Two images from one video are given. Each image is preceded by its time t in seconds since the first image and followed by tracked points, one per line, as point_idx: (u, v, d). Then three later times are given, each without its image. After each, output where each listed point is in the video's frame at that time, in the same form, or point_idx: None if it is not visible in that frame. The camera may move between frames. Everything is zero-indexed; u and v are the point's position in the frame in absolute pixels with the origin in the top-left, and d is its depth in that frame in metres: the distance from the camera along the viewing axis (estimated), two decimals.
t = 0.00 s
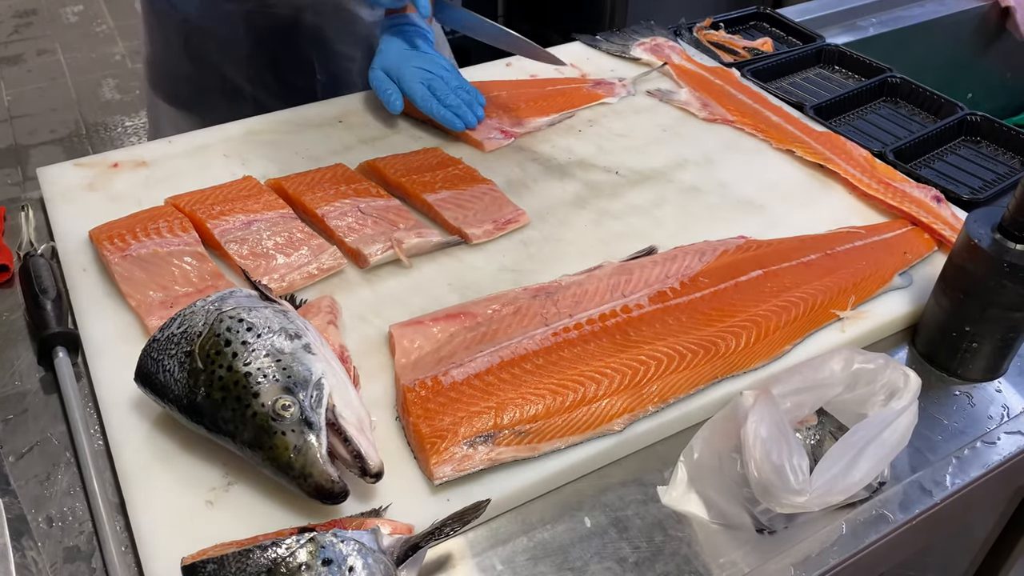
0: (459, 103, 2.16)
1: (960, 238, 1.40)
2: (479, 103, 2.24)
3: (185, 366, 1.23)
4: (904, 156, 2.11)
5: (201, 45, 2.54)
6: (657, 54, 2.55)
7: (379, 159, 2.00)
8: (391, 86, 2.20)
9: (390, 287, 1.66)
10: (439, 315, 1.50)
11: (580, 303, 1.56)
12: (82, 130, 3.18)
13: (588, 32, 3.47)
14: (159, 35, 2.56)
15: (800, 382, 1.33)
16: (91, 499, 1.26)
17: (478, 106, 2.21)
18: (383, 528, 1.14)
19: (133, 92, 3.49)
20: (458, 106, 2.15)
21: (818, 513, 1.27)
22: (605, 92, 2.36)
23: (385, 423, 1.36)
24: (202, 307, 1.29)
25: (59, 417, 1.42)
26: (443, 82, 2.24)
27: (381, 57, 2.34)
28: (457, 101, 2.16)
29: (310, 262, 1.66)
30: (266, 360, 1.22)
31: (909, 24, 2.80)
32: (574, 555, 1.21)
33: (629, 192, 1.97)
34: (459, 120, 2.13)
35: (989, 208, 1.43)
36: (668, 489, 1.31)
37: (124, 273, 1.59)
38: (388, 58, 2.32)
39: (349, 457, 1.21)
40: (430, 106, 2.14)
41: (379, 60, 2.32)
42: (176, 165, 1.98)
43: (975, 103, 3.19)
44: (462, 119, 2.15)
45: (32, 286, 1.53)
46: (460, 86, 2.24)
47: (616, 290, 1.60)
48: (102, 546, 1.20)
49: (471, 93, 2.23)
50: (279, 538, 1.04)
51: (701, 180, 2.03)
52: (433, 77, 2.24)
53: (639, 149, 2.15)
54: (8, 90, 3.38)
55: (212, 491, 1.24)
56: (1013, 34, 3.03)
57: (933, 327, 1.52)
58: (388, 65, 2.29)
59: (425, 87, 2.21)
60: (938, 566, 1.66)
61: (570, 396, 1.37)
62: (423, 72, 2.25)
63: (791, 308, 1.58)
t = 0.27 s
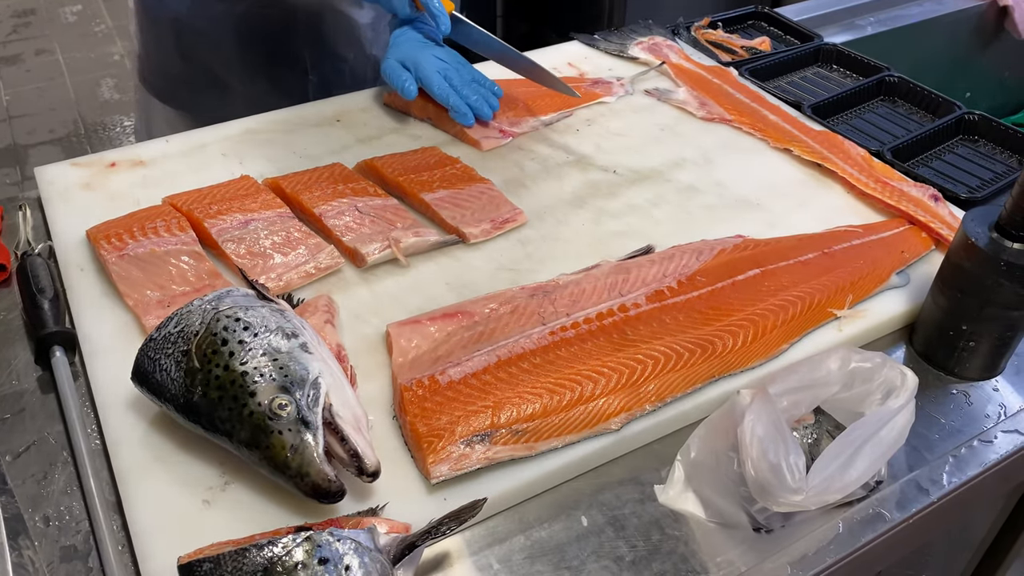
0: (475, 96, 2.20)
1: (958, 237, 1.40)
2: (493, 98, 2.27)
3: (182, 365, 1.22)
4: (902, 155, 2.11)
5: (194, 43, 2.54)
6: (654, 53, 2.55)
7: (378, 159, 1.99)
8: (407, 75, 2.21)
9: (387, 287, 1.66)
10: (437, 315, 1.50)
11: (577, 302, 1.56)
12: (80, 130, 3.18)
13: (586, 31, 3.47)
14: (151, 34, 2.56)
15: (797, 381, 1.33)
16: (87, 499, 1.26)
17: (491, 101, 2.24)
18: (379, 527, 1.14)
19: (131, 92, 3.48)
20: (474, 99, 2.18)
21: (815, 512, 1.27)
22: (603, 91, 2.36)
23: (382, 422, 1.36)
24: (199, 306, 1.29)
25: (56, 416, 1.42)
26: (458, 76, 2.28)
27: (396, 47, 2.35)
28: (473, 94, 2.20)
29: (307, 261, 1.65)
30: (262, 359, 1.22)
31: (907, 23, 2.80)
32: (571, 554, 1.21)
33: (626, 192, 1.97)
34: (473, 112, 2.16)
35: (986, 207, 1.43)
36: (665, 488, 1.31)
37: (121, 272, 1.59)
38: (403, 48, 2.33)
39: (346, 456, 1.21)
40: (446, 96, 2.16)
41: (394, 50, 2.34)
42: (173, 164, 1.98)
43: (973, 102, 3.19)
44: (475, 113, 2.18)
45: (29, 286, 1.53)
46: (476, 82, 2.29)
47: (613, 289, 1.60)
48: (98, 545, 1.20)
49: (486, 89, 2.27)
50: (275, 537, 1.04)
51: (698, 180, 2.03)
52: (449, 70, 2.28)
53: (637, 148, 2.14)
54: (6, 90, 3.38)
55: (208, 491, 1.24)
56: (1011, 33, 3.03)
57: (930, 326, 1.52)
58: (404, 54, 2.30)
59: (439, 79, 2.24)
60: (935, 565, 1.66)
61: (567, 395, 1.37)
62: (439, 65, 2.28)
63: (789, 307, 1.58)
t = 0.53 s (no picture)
0: (475, 101, 2.19)
1: (956, 237, 1.40)
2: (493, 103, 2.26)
3: (182, 365, 1.23)
4: (901, 155, 2.11)
5: (193, 44, 2.55)
6: (654, 53, 2.55)
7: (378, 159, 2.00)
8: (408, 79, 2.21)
9: (387, 287, 1.66)
10: (436, 314, 1.50)
11: (576, 302, 1.56)
12: (80, 130, 3.18)
13: (586, 31, 3.47)
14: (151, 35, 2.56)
15: (797, 380, 1.33)
16: (88, 499, 1.26)
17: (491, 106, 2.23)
18: (379, 526, 1.14)
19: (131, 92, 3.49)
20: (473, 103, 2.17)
21: (814, 511, 1.27)
22: (602, 91, 2.36)
23: (382, 422, 1.37)
24: (199, 306, 1.29)
25: (56, 416, 1.42)
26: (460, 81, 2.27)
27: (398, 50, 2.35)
28: (474, 100, 2.19)
29: (307, 261, 1.66)
30: (262, 359, 1.22)
31: (906, 23, 2.81)
32: (570, 554, 1.21)
33: (626, 192, 1.98)
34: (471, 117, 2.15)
35: (984, 207, 1.43)
36: (664, 488, 1.31)
37: (121, 272, 1.59)
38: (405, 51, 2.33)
39: (346, 456, 1.21)
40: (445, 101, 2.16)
41: (395, 54, 2.33)
42: (173, 165, 1.98)
43: (972, 102, 3.20)
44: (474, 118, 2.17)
45: (29, 286, 1.54)
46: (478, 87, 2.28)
47: (612, 289, 1.60)
48: (99, 545, 1.20)
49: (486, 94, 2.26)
50: (276, 537, 1.04)
51: (698, 180, 2.03)
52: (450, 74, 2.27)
53: (636, 148, 2.15)
54: (6, 90, 3.38)
55: (208, 490, 1.25)
56: (1010, 34, 3.04)
57: (929, 326, 1.52)
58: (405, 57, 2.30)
59: (442, 83, 2.23)
60: (934, 564, 1.67)
61: (566, 395, 1.38)
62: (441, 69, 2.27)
63: (788, 307, 1.58)
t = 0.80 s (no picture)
0: (472, 100, 2.18)
1: (956, 236, 1.40)
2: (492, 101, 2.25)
3: (182, 365, 1.23)
4: (901, 155, 2.11)
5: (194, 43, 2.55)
6: (654, 53, 2.55)
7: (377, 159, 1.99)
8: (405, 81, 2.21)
9: (387, 286, 1.66)
10: (436, 314, 1.50)
11: (577, 301, 1.56)
12: (80, 130, 3.18)
13: (586, 31, 3.47)
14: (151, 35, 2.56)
15: (797, 380, 1.33)
16: (88, 498, 1.26)
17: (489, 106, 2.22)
18: (379, 526, 1.14)
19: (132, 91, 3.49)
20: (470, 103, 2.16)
21: (814, 510, 1.27)
22: (603, 91, 2.36)
23: (382, 422, 1.37)
24: (199, 305, 1.29)
25: (56, 416, 1.42)
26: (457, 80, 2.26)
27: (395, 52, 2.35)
28: (471, 100, 2.18)
29: (307, 261, 1.66)
30: (262, 359, 1.22)
31: (906, 23, 2.80)
32: (570, 553, 1.21)
33: (626, 191, 1.97)
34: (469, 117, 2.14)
35: (984, 206, 1.43)
36: (665, 487, 1.31)
37: (121, 272, 1.59)
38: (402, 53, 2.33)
39: (346, 455, 1.21)
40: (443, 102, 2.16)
41: (393, 56, 2.33)
42: (174, 164, 1.98)
43: (973, 102, 3.20)
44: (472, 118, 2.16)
45: (29, 286, 1.53)
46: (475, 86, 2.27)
47: (612, 289, 1.60)
48: (99, 544, 1.20)
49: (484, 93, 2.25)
50: (276, 536, 1.04)
51: (698, 179, 2.03)
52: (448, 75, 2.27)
53: (637, 148, 2.15)
54: (6, 89, 3.38)
55: (208, 490, 1.25)
56: (1010, 33, 3.03)
57: (929, 325, 1.52)
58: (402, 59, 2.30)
59: (439, 83, 2.23)
60: (934, 563, 1.67)
61: (566, 394, 1.38)
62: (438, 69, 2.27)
63: (788, 306, 1.58)
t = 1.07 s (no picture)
0: (472, 100, 2.18)
1: (958, 237, 1.40)
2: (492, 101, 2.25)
3: (184, 366, 1.23)
4: (902, 156, 2.11)
5: (196, 43, 2.56)
6: (655, 54, 2.55)
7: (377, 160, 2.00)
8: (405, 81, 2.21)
9: (389, 287, 1.66)
10: (438, 315, 1.50)
11: (578, 302, 1.56)
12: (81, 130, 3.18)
13: (586, 31, 3.47)
14: (153, 35, 2.56)
15: (798, 381, 1.33)
16: (90, 498, 1.26)
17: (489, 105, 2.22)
18: (381, 527, 1.14)
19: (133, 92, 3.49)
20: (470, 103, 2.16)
21: (816, 511, 1.28)
22: (604, 91, 2.36)
23: (384, 422, 1.37)
24: (201, 306, 1.30)
25: (58, 416, 1.42)
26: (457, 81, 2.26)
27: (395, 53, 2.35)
28: (471, 100, 2.18)
29: (308, 262, 1.66)
30: (264, 360, 1.22)
31: (907, 23, 2.80)
32: (572, 554, 1.21)
33: (627, 192, 1.98)
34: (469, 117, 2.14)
35: (986, 207, 1.43)
36: (666, 488, 1.31)
37: (123, 273, 1.59)
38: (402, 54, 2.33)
39: (347, 456, 1.22)
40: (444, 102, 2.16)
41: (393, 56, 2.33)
42: (175, 165, 1.99)
43: (973, 102, 3.20)
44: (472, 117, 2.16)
45: (31, 286, 1.54)
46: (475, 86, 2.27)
47: (613, 289, 1.60)
48: (101, 544, 1.20)
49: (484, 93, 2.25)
50: (278, 537, 1.04)
51: (699, 180, 2.03)
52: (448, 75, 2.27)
53: (638, 148, 2.15)
54: (7, 90, 3.38)
55: (210, 490, 1.25)
56: (1011, 33, 3.03)
57: (930, 326, 1.52)
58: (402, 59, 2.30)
59: (439, 83, 2.23)
60: (935, 564, 1.67)
61: (568, 395, 1.38)
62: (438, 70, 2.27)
63: (789, 307, 1.58)
